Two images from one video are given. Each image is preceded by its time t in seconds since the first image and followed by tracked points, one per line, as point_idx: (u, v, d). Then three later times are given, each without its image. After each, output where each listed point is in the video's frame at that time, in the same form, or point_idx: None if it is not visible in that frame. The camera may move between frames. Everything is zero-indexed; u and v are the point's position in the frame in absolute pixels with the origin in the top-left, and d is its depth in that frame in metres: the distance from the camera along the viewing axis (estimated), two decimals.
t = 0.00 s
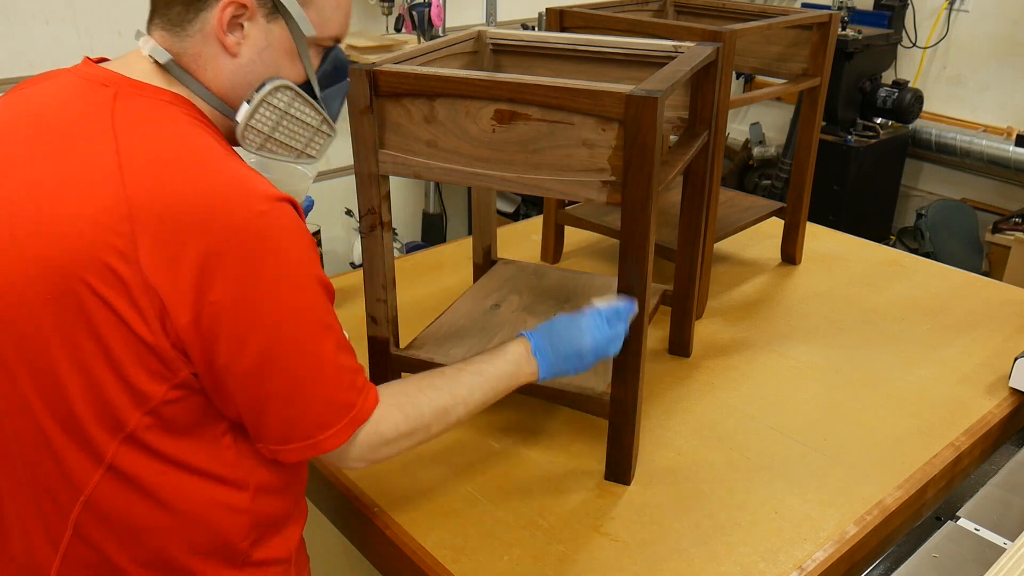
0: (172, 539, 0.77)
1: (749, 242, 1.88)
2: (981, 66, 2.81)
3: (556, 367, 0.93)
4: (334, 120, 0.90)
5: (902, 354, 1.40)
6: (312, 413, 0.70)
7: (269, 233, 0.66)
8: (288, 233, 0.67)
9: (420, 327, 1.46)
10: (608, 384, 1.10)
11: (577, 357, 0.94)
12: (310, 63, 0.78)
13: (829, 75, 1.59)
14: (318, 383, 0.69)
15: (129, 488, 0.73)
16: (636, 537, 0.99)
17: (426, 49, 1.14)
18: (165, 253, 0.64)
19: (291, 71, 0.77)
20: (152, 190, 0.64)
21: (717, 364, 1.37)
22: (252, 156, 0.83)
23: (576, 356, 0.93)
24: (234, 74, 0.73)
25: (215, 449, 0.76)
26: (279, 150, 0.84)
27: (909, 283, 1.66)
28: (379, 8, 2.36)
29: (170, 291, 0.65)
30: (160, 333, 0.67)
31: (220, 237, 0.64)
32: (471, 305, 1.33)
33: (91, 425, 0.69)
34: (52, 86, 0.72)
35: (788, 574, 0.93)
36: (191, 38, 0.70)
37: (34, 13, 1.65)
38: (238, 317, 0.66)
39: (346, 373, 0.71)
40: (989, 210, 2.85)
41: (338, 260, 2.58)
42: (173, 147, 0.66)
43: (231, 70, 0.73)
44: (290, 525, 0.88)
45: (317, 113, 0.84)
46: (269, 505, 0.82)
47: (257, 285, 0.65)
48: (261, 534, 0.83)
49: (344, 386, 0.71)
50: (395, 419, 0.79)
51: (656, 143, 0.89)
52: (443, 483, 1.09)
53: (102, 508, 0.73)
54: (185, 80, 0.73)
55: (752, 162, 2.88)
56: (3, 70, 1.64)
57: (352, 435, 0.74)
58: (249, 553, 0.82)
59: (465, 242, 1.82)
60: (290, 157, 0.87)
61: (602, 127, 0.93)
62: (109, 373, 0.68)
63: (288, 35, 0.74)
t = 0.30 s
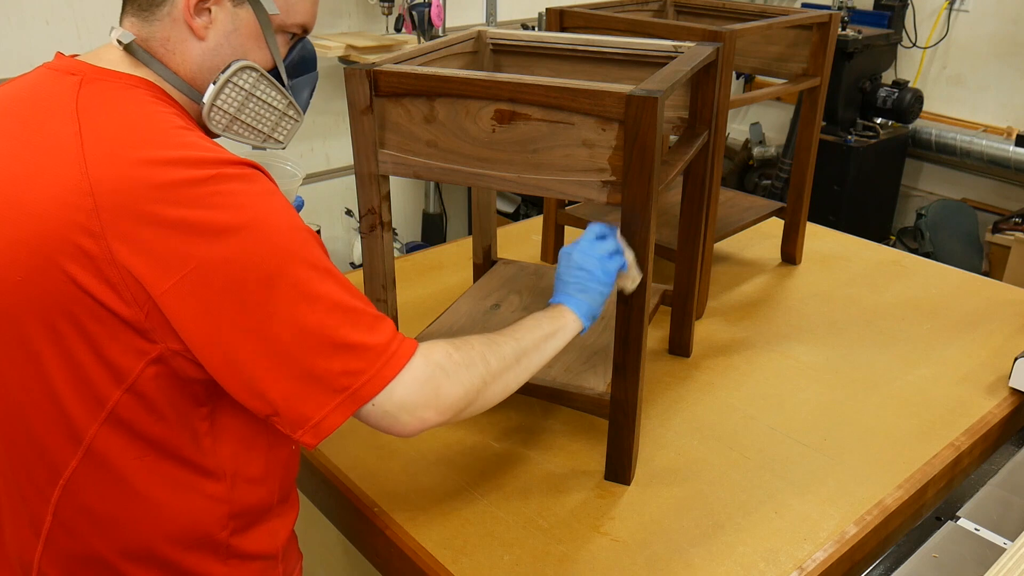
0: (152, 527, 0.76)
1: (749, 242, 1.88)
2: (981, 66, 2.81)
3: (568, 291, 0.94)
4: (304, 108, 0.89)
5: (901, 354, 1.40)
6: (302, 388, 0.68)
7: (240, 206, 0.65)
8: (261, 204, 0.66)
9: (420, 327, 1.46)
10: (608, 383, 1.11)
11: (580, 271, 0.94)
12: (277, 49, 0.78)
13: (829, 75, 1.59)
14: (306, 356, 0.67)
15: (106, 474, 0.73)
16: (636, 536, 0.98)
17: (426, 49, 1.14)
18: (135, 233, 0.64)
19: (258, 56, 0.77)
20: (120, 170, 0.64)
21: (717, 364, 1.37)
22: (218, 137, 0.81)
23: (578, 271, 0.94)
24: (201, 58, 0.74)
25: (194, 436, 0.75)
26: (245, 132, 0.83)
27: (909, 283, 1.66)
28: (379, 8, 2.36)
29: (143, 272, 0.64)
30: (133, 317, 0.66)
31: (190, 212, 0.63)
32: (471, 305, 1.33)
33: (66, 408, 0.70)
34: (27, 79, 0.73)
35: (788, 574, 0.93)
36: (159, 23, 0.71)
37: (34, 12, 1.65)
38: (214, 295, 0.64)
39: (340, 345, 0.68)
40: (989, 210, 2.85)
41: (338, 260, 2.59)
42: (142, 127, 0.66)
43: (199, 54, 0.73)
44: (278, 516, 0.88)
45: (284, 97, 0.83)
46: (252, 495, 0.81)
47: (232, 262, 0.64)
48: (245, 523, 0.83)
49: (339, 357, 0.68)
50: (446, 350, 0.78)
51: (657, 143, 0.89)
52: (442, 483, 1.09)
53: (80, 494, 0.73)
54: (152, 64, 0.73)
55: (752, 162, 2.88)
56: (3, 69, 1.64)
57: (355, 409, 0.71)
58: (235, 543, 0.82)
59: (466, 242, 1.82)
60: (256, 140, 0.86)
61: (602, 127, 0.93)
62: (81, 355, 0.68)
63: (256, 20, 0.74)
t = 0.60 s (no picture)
0: (145, 523, 0.76)
1: (749, 242, 1.88)
2: (981, 66, 2.81)
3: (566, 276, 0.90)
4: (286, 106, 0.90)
5: (901, 354, 1.40)
6: (292, 372, 0.68)
7: (215, 192, 0.65)
8: (235, 189, 0.65)
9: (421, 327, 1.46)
10: (609, 382, 1.11)
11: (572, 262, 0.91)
12: (258, 45, 0.78)
13: (829, 75, 1.59)
14: (293, 340, 0.67)
15: (95, 470, 0.73)
16: (636, 537, 0.99)
17: (426, 49, 1.14)
18: (113, 229, 0.64)
19: (238, 52, 0.77)
20: (94, 166, 0.64)
21: (716, 364, 1.37)
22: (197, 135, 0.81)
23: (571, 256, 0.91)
24: (181, 53, 0.74)
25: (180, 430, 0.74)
26: (225, 129, 0.82)
27: (909, 283, 1.66)
28: (380, 8, 2.36)
29: (125, 267, 0.64)
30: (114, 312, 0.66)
31: (166, 203, 0.63)
32: (471, 305, 1.33)
33: (50, 406, 0.70)
34: (12, 78, 0.74)
35: (788, 574, 0.93)
36: (139, 19, 0.72)
37: (34, 12, 1.65)
38: (197, 287, 0.64)
39: (326, 326, 0.68)
40: (989, 210, 2.85)
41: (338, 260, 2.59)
42: (118, 121, 0.66)
43: (178, 49, 0.74)
44: (275, 508, 0.87)
45: (263, 94, 0.83)
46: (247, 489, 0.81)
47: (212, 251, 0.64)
48: (242, 519, 0.83)
49: (326, 338, 0.68)
50: (441, 328, 0.77)
51: (659, 143, 0.89)
52: (442, 483, 1.09)
53: (71, 492, 0.74)
54: (132, 61, 0.73)
55: (752, 162, 2.88)
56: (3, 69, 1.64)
57: (347, 390, 0.70)
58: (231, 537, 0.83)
59: (466, 241, 1.82)
60: (237, 138, 0.85)
61: (603, 126, 0.93)
62: (64, 351, 0.69)
63: (234, 15, 0.74)
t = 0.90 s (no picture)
0: (145, 523, 0.76)
1: (749, 242, 1.88)
2: (981, 66, 2.81)
3: (577, 253, 0.92)
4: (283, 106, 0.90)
5: (901, 354, 1.40)
6: (295, 363, 0.68)
7: (209, 189, 0.65)
8: (230, 185, 0.65)
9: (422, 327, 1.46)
10: (609, 382, 1.11)
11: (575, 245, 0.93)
12: (253, 46, 0.78)
13: (829, 75, 1.59)
14: (296, 330, 0.67)
15: (94, 471, 0.73)
16: (636, 536, 0.99)
17: (426, 49, 1.14)
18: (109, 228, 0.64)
19: (232, 53, 0.77)
20: (88, 165, 0.64)
21: (716, 364, 1.37)
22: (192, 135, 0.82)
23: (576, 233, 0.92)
24: (175, 55, 0.74)
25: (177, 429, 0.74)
26: (220, 129, 0.83)
27: (909, 283, 1.66)
28: (380, 8, 2.36)
29: (122, 267, 0.64)
30: (108, 313, 0.66)
31: (162, 200, 0.63)
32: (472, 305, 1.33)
33: (47, 408, 0.71)
34: (7, 79, 0.74)
35: (788, 574, 0.93)
36: (132, 21, 0.71)
37: (34, 12, 1.65)
38: (195, 283, 0.65)
39: (328, 315, 0.68)
40: (989, 210, 2.85)
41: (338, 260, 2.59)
42: (111, 121, 0.66)
43: (172, 51, 0.73)
44: (274, 505, 0.88)
45: (259, 95, 0.83)
46: (246, 487, 0.81)
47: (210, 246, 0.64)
48: (243, 517, 0.83)
49: (329, 327, 0.68)
50: (453, 307, 0.77)
51: (660, 143, 0.89)
52: (442, 483, 1.09)
53: (69, 493, 0.74)
54: (126, 62, 0.74)
55: (752, 162, 2.88)
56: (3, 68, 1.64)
57: (354, 373, 0.70)
58: (232, 535, 0.83)
59: (466, 242, 1.82)
60: (232, 138, 0.86)
61: (604, 126, 0.93)
62: (59, 352, 0.69)
63: (227, 15, 0.74)
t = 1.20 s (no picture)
0: (159, 519, 0.76)
1: (749, 242, 1.88)
2: (981, 66, 2.81)
3: (576, 252, 0.93)
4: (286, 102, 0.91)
5: (901, 354, 1.40)
6: (306, 359, 0.69)
7: (220, 182, 0.65)
8: (240, 179, 0.66)
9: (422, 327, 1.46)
10: (610, 382, 1.11)
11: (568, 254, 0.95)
12: (259, 43, 0.79)
13: (829, 75, 1.59)
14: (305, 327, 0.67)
15: (107, 467, 0.73)
16: (636, 536, 0.99)
17: (426, 49, 1.14)
18: (121, 222, 0.64)
19: (239, 50, 0.77)
20: (99, 161, 0.64)
21: (716, 364, 1.37)
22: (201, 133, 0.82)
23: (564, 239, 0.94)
24: (182, 53, 0.74)
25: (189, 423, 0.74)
26: (228, 126, 0.84)
27: (909, 283, 1.66)
28: (379, 8, 2.36)
29: (135, 261, 0.65)
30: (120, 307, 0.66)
31: (172, 195, 0.63)
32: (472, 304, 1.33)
33: (57, 404, 0.70)
34: (11, 80, 0.73)
35: (788, 574, 0.93)
36: (139, 19, 0.71)
37: (34, 12, 1.65)
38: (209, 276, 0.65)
39: (337, 312, 0.68)
40: (989, 210, 2.85)
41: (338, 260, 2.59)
42: (120, 116, 0.66)
43: (179, 49, 0.73)
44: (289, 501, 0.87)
45: (265, 91, 0.84)
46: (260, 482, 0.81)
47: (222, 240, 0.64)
48: (258, 513, 0.83)
49: (338, 325, 0.68)
50: (456, 304, 0.77)
51: (660, 143, 0.89)
52: (442, 483, 1.09)
53: (81, 491, 0.74)
54: (133, 62, 0.73)
55: (752, 162, 2.88)
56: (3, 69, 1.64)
57: (358, 372, 0.70)
58: (249, 530, 0.83)
59: (466, 242, 1.82)
60: (239, 135, 0.86)
61: (604, 127, 0.93)
62: (69, 347, 0.69)
63: (233, 12, 0.74)
